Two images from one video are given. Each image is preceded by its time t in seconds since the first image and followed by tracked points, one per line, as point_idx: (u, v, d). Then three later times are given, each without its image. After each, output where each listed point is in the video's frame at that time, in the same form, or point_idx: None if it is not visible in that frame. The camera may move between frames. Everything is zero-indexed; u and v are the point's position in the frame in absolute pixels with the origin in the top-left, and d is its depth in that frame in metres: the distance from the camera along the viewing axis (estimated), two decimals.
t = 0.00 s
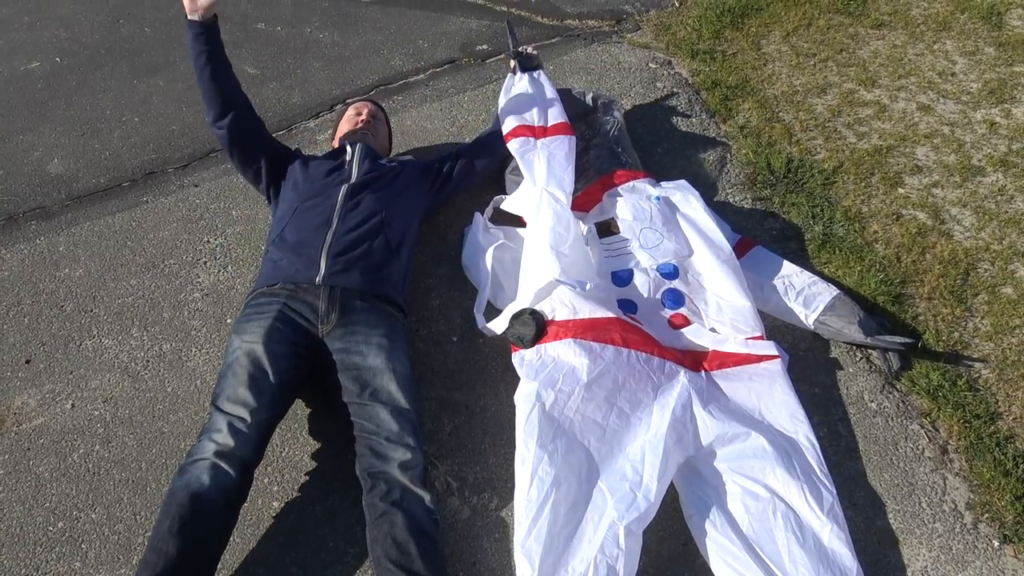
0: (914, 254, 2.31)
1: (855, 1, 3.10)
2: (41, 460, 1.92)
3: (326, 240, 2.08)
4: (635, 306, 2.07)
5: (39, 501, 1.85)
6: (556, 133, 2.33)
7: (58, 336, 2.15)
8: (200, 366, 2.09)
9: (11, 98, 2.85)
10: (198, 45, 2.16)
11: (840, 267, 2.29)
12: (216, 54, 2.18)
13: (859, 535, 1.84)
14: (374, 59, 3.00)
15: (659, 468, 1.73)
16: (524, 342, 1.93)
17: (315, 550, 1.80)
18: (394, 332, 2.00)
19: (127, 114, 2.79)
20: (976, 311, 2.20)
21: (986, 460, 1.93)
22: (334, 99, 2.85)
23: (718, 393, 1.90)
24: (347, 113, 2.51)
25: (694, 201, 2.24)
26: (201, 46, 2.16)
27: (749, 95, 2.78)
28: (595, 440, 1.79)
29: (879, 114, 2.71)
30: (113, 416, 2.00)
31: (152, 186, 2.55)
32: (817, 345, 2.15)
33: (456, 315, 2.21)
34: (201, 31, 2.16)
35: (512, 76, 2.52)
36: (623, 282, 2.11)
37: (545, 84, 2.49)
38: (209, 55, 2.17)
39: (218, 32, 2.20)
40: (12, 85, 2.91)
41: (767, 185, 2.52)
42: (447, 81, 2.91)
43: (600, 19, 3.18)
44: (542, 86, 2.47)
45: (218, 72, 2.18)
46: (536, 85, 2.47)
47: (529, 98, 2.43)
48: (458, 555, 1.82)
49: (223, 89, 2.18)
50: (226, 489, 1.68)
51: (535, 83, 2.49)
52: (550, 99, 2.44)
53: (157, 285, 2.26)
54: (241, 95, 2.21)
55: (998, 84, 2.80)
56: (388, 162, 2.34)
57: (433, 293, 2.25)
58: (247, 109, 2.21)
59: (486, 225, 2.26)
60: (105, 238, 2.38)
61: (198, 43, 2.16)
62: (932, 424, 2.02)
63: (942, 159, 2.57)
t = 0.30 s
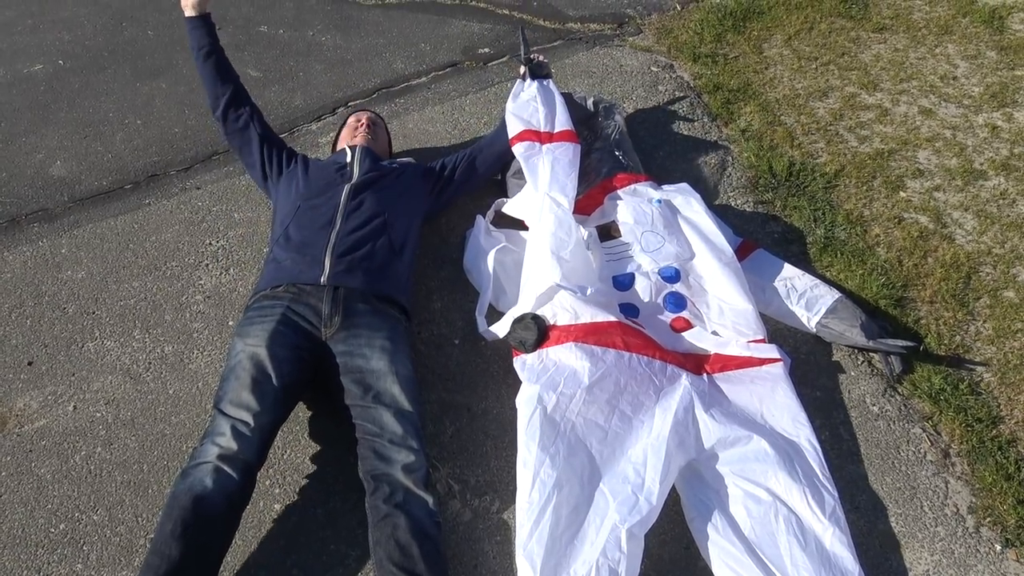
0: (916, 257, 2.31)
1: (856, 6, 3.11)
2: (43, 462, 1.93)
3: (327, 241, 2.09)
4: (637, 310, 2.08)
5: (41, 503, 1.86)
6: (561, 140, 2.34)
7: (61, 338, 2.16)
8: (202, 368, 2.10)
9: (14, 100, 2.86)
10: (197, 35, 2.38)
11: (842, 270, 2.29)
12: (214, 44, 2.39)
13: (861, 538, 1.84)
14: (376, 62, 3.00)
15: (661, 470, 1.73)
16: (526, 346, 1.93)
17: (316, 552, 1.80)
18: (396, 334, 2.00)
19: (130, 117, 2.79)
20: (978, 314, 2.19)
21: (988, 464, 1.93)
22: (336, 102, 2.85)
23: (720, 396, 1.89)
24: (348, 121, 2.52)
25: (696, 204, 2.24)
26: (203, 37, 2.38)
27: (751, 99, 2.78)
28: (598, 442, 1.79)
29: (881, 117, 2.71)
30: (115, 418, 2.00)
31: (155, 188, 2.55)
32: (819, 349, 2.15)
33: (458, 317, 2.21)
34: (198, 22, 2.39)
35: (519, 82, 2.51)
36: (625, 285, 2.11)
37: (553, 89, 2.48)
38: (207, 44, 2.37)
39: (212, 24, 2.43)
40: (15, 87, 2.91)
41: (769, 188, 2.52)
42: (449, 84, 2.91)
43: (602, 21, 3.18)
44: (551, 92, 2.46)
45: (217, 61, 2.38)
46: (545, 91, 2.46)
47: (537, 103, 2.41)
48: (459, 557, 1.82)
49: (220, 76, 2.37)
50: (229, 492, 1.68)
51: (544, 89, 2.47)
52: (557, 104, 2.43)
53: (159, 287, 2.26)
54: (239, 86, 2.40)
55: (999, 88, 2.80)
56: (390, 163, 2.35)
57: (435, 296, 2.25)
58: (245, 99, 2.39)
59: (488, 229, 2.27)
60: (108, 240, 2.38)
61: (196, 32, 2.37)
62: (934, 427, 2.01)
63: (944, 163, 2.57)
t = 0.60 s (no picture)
0: (918, 260, 2.31)
1: (857, 8, 3.11)
2: (47, 466, 1.93)
3: (326, 242, 2.10)
4: (639, 313, 2.08)
5: (45, 506, 1.86)
6: (562, 141, 2.34)
7: (64, 342, 2.16)
8: (205, 372, 2.10)
9: (17, 105, 2.87)
10: (198, 47, 2.46)
11: (844, 273, 2.29)
12: (216, 55, 2.46)
13: (865, 541, 1.84)
14: (378, 66, 3.01)
15: (663, 474, 1.73)
16: (528, 351, 1.94)
17: (319, 555, 1.81)
18: (388, 339, 1.99)
19: (132, 121, 2.80)
20: (980, 316, 2.19)
21: (991, 467, 1.93)
22: (338, 105, 2.86)
23: (723, 399, 1.89)
24: (348, 128, 2.52)
25: (698, 207, 2.24)
26: (206, 49, 2.45)
27: (752, 102, 2.78)
28: (598, 447, 1.79)
29: (882, 120, 2.71)
30: (118, 422, 2.01)
31: (158, 192, 2.56)
32: (821, 351, 2.15)
33: (460, 321, 2.21)
34: (198, 34, 2.47)
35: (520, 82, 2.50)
36: (628, 288, 2.11)
37: (555, 89, 2.48)
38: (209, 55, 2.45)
39: (213, 39, 2.50)
40: (18, 92, 2.92)
41: (770, 191, 2.52)
42: (451, 88, 2.92)
43: (603, 25, 3.18)
44: (552, 92, 2.46)
45: (219, 70, 2.44)
46: (547, 91, 2.46)
47: (537, 104, 2.41)
48: (462, 561, 1.82)
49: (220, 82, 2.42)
50: (207, 507, 1.72)
51: (545, 89, 2.47)
52: (558, 106, 2.43)
53: (162, 291, 2.27)
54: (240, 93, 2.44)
55: (1001, 90, 2.80)
56: (388, 167, 2.36)
57: (438, 299, 2.25)
58: (247, 106, 2.42)
59: (490, 232, 2.27)
60: (110, 244, 2.39)
61: (196, 44, 2.45)
62: (937, 430, 2.01)
63: (945, 165, 2.57)
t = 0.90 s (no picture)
0: (918, 266, 2.31)
1: (858, 15, 3.12)
2: (49, 470, 1.94)
3: (326, 248, 2.11)
4: (640, 319, 2.08)
5: (47, 511, 1.87)
6: (562, 147, 2.34)
7: (66, 347, 2.17)
8: (207, 377, 2.11)
9: (20, 110, 2.88)
10: (200, 55, 2.47)
11: (845, 279, 2.30)
12: (219, 62, 2.47)
13: (865, 547, 1.84)
14: (380, 72, 3.02)
15: (663, 480, 1.74)
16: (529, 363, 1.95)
17: (320, 560, 1.81)
18: (387, 344, 2.00)
19: (135, 126, 2.81)
20: (981, 322, 2.20)
21: (992, 472, 1.93)
22: (341, 111, 2.87)
23: (723, 405, 1.90)
24: (347, 136, 2.53)
25: (699, 213, 2.25)
26: (208, 57, 2.46)
27: (753, 108, 2.79)
28: (598, 453, 1.80)
29: (883, 126, 2.72)
30: (120, 426, 2.01)
31: (160, 198, 2.57)
32: (822, 357, 2.15)
33: (461, 326, 2.21)
34: (200, 42, 2.48)
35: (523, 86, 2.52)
36: (629, 295, 2.12)
37: (557, 94, 2.49)
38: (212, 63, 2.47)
39: (214, 46, 2.51)
40: (22, 97, 2.94)
41: (771, 197, 2.53)
42: (452, 93, 2.93)
43: (605, 31, 3.19)
44: (554, 97, 2.47)
45: (221, 77, 2.45)
46: (548, 96, 2.47)
47: (538, 109, 2.42)
48: (463, 566, 1.82)
49: (223, 89, 2.43)
50: (200, 518, 1.73)
51: (547, 94, 2.48)
52: (560, 111, 2.44)
53: (164, 296, 2.28)
54: (242, 99, 2.45)
55: (1001, 96, 2.81)
56: (389, 173, 2.37)
57: (439, 304, 2.26)
58: (249, 111, 2.43)
59: (491, 238, 2.28)
60: (113, 249, 2.40)
61: (198, 52, 2.47)
62: (938, 436, 2.01)
63: (946, 171, 2.58)
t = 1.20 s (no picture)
0: (920, 272, 2.32)
1: (859, 22, 3.14)
2: (52, 476, 1.94)
3: (331, 253, 2.11)
4: (642, 325, 2.09)
5: (50, 516, 1.87)
6: (568, 156, 2.36)
7: (69, 352, 2.17)
8: (209, 382, 2.11)
9: (24, 117, 2.90)
10: (207, 61, 2.48)
11: (847, 285, 2.30)
12: (224, 68, 2.48)
13: (867, 553, 1.84)
14: (383, 79, 3.03)
15: (666, 486, 1.74)
16: (532, 367, 1.95)
17: (322, 566, 1.81)
18: (391, 350, 2.00)
19: (139, 133, 2.82)
20: (983, 329, 2.20)
21: (994, 479, 1.93)
22: (343, 118, 2.88)
23: (725, 411, 1.90)
24: (351, 142, 2.54)
25: (701, 219, 2.25)
26: (214, 62, 2.47)
27: (755, 114, 2.80)
28: (601, 460, 1.80)
29: (884, 133, 2.72)
30: (123, 432, 2.02)
31: (163, 204, 2.57)
32: (824, 363, 2.15)
33: (464, 331, 2.22)
34: (207, 48, 2.49)
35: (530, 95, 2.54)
36: (631, 300, 2.12)
37: (563, 103, 2.51)
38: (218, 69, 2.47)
39: (221, 52, 2.52)
40: (25, 104, 2.95)
41: (773, 203, 2.53)
42: (455, 100, 2.94)
43: (607, 38, 3.20)
44: (559, 105, 2.49)
45: (226, 83, 2.46)
46: (554, 104, 2.49)
47: (544, 117, 2.43)
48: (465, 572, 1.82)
49: (228, 95, 2.44)
50: (207, 524, 1.73)
51: (553, 102, 2.50)
52: (565, 120, 2.45)
53: (167, 302, 2.28)
54: (248, 105, 2.46)
55: (1003, 103, 2.82)
56: (393, 179, 2.38)
57: (442, 310, 2.26)
58: (254, 117, 2.44)
59: (494, 243, 2.28)
60: (116, 255, 2.40)
61: (205, 58, 2.48)
62: (940, 442, 2.01)
63: (947, 178, 2.58)
